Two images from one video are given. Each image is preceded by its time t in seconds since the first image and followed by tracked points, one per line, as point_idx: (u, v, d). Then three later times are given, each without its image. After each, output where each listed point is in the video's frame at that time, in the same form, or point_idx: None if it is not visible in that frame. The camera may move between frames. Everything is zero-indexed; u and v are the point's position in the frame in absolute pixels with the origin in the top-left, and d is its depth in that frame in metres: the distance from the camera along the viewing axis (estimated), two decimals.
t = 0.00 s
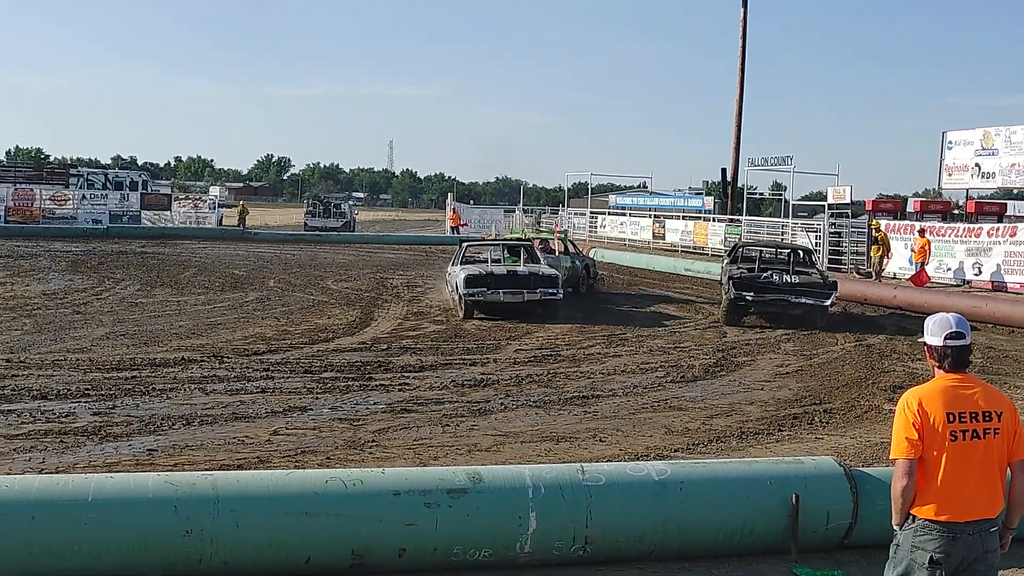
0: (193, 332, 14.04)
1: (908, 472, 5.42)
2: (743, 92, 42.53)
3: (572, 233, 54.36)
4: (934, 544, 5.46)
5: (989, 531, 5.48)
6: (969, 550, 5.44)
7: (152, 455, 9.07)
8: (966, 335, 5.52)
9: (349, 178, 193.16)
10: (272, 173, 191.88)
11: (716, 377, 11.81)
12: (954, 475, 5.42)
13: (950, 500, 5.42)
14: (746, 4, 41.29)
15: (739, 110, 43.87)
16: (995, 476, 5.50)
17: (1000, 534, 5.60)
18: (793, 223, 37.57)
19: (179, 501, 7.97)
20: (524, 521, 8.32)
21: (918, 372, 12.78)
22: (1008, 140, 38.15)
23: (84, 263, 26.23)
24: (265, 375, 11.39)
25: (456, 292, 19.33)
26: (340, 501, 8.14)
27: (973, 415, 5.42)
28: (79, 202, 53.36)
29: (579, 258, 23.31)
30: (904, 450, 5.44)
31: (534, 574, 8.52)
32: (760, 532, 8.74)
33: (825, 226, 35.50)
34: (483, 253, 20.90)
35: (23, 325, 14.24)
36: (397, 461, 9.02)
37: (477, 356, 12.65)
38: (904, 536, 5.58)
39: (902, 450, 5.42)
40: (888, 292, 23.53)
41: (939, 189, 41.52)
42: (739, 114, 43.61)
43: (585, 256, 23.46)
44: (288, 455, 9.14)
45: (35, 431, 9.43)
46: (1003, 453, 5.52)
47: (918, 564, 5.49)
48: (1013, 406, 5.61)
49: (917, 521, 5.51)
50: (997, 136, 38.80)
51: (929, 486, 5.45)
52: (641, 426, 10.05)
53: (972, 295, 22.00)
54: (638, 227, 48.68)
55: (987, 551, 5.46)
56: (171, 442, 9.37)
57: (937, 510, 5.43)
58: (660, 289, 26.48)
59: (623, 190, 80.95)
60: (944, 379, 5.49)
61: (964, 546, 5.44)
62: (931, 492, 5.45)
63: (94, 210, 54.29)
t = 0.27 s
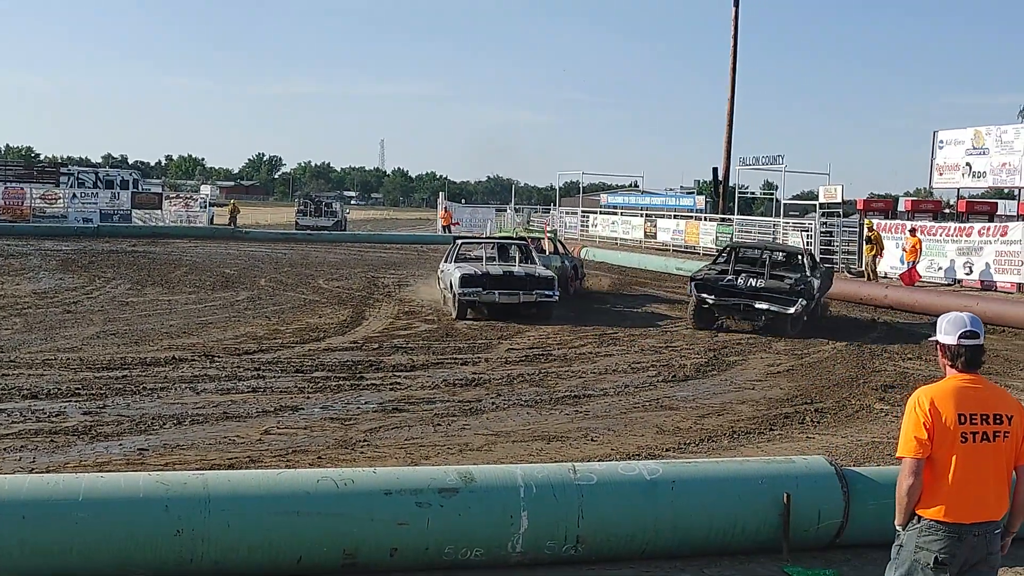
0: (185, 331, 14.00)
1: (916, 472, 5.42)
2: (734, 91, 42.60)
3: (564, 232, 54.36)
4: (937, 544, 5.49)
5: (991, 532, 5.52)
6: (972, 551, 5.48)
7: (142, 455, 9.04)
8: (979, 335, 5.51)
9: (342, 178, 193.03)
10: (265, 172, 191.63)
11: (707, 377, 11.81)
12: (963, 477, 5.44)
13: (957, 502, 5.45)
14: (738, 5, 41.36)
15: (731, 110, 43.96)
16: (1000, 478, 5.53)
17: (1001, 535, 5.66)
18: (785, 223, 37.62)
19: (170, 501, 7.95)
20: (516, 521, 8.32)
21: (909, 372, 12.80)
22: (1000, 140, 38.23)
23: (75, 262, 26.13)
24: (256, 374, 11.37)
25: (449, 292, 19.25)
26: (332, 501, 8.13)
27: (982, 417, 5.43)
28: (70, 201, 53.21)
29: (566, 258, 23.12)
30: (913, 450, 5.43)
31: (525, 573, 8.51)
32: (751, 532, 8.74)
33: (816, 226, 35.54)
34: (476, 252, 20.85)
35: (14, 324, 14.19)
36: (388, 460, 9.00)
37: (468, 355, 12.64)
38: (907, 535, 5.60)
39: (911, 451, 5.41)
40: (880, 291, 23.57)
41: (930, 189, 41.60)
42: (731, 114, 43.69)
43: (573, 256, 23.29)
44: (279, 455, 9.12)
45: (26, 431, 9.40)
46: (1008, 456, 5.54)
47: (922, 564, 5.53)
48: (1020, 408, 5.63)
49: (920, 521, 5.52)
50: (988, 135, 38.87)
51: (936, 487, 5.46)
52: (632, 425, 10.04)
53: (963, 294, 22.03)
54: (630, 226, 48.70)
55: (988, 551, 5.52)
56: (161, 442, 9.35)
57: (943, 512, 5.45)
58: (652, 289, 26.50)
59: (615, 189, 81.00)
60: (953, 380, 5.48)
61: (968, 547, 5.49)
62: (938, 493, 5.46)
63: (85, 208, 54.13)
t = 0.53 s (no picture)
0: (177, 331, 13.99)
1: (916, 475, 5.43)
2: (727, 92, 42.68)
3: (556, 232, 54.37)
4: (935, 548, 5.51)
5: (990, 535, 5.54)
6: (970, 554, 5.50)
7: (134, 455, 9.02)
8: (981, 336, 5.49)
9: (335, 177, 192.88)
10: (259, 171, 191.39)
11: (699, 378, 11.82)
12: (962, 481, 5.45)
13: (957, 506, 5.46)
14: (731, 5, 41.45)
15: (723, 110, 44.05)
16: (1000, 482, 5.55)
17: (998, 538, 5.69)
18: (777, 223, 37.68)
19: (161, 503, 7.93)
20: (507, 522, 8.32)
21: (899, 373, 12.82)
22: (991, 141, 38.32)
23: (66, 262, 26.06)
24: (248, 375, 11.36)
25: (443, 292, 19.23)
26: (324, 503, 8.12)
27: (982, 420, 5.44)
28: (61, 201, 53.08)
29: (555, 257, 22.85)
30: (913, 453, 5.43)
31: (517, 574, 8.51)
32: (743, 532, 8.75)
33: (808, 227, 35.59)
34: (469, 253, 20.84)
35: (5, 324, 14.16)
36: (380, 461, 8.99)
37: (460, 356, 12.64)
38: (905, 538, 5.62)
39: (911, 455, 5.41)
40: (872, 292, 23.62)
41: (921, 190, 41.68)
42: (723, 115, 43.78)
43: (562, 256, 23.05)
44: (271, 455, 9.10)
45: (17, 431, 9.38)
46: (1008, 460, 5.56)
47: (920, 567, 5.54)
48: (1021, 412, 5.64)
49: (919, 524, 5.54)
50: (980, 136, 38.94)
51: (936, 490, 5.47)
52: (624, 426, 10.05)
53: (955, 295, 22.08)
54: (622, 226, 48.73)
55: (986, 555, 5.54)
56: (153, 442, 9.34)
57: (942, 514, 5.47)
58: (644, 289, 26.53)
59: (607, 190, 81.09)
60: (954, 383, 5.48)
61: (966, 550, 5.50)
62: (937, 497, 5.47)
63: (76, 208, 54.01)
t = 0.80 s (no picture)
0: (171, 330, 13.97)
1: (913, 479, 5.44)
2: (721, 92, 42.73)
3: (550, 232, 54.38)
4: (933, 551, 5.52)
5: (987, 538, 5.55)
6: (968, 558, 5.51)
7: (128, 454, 9.01)
8: (977, 338, 5.52)
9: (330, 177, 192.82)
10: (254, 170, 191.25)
11: (693, 378, 11.83)
12: (960, 484, 5.47)
13: (955, 509, 5.47)
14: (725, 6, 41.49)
15: (717, 111, 44.09)
16: (996, 485, 5.56)
17: (995, 540, 5.70)
18: (771, 224, 37.70)
19: (155, 503, 7.92)
20: (502, 522, 8.32)
21: (893, 374, 12.84)
22: (985, 142, 38.37)
23: (59, 262, 26.05)
24: (241, 374, 11.36)
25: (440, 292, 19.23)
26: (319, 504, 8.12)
27: (979, 423, 5.46)
28: (54, 200, 52.99)
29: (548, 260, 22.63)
30: (911, 457, 5.45)
31: (511, 574, 8.51)
32: (737, 532, 8.76)
33: (802, 227, 35.61)
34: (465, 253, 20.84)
35: None
36: (375, 460, 8.98)
37: (454, 356, 12.65)
38: (901, 541, 5.63)
39: (910, 459, 5.42)
40: (866, 292, 23.65)
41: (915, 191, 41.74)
42: (717, 115, 43.81)
43: (554, 257, 22.88)
44: (265, 455, 9.09)
45: (12, 431, 9.38)
46: (1005, 462, 5.57)
47: (918, 571, 5.55)
48: (1018, 414, 5.66)
49: (916, 527, 5.55)
50: (974, 137, 38.99)
51: (933, 493, 5.48)
52: (619, 426, 10.06)
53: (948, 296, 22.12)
54: (616, 226, 48.73)
55: (983, 558, 5.55)
56: (147, 441, 9.33)
57: (940, 517, 5.48)
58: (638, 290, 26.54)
59: (601, 191, 81.08)
60: (951, 387, 5.50)
61: (965, 553, 5.51)
62: (935, 501, 5.48)
63: (70, 207, 53.93)
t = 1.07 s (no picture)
0: (165, 331, 13.97)
1: (907, 481, 5.45)
2: (716, 93, 42.76)
3: (545, 233, 54.38)
4: (929, 554, 5.52)
5: (983, 541, 5.56)
6: (964, 560, 5.52)
7: (122, 455, 9.00)
8: (971, 340, 5.52)
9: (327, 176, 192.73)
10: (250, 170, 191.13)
11: (688, 378, 11.84)
12: (955, 486, 5.48)
13: (950, 512, 5.48)
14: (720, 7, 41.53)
15: (712, 111, 44.13)
16: (992, 487, 5.57)
17: (990, 542, 5.71)
18: (765, 225, 37.72)
19: (150, 503, 7.91)
20: (496, 522, 8.32)
21: (887, 375, 12.84)
22: (980, 143, 38.39)
23: (54, 262, 26.03)
24: (236, 374, 11.35)
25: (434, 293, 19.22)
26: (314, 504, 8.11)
27: (974, 425, 5.47)
28: (49, 200, 52.91)
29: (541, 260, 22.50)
30: (905, 459, 5.46)
31: (505, 574, 8.51)
32: (731, 533, 8.76)
33: (798, 228, 35.63)
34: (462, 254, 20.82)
35: None
36: (369, 461, 8.97)
37: (449, 356, 12.64)
38: (897, 544, 5.64)
39: (904, 461, 5.43)
40: (861, 293, 23.67)
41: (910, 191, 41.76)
42: (712, 116, 43.86)
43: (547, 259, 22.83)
44: (259, 455, 9.09)
45: (5, 431, 9.37)
46: (999, 464, 5.57)
47: (914, 574, 5.55)
48: (1012, 416, 5.67)
49: (911, 530, 5.56)
50: (968, 138, 38.99)
51: (928, 496, 5.49)
52: (613, 426, 10.06)
53: (942, 296, 22.14)
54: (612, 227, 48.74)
55: (979, 561, 5.55)
56: (141, 442, 9.32)
57: (935, 520, 5.48)
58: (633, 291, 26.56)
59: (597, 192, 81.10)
60: (946, 388, 5.51)
61: (960, 556, 5.51)
62: (930, 503, 5.49)
63: (65, 207, 53.85)
